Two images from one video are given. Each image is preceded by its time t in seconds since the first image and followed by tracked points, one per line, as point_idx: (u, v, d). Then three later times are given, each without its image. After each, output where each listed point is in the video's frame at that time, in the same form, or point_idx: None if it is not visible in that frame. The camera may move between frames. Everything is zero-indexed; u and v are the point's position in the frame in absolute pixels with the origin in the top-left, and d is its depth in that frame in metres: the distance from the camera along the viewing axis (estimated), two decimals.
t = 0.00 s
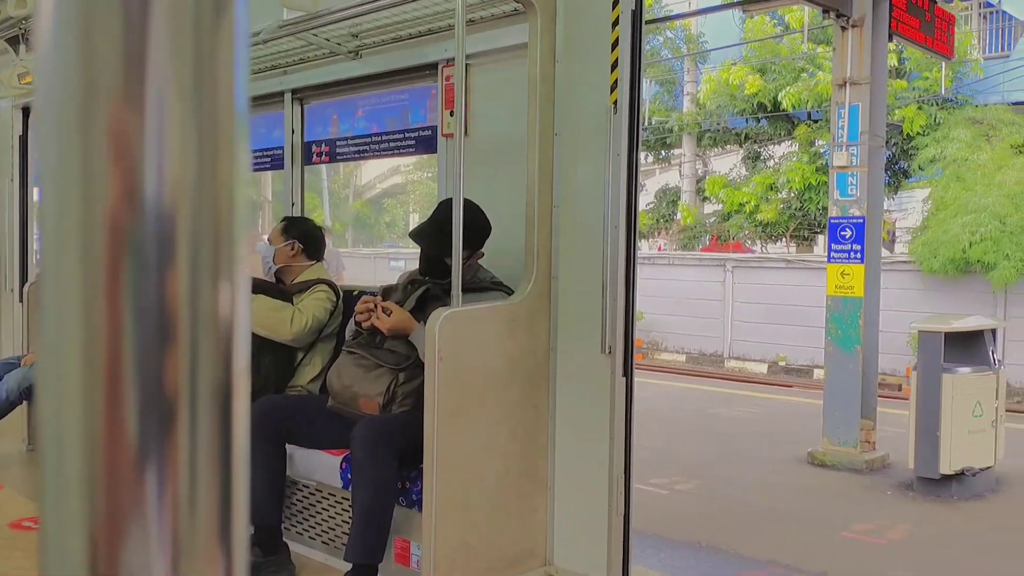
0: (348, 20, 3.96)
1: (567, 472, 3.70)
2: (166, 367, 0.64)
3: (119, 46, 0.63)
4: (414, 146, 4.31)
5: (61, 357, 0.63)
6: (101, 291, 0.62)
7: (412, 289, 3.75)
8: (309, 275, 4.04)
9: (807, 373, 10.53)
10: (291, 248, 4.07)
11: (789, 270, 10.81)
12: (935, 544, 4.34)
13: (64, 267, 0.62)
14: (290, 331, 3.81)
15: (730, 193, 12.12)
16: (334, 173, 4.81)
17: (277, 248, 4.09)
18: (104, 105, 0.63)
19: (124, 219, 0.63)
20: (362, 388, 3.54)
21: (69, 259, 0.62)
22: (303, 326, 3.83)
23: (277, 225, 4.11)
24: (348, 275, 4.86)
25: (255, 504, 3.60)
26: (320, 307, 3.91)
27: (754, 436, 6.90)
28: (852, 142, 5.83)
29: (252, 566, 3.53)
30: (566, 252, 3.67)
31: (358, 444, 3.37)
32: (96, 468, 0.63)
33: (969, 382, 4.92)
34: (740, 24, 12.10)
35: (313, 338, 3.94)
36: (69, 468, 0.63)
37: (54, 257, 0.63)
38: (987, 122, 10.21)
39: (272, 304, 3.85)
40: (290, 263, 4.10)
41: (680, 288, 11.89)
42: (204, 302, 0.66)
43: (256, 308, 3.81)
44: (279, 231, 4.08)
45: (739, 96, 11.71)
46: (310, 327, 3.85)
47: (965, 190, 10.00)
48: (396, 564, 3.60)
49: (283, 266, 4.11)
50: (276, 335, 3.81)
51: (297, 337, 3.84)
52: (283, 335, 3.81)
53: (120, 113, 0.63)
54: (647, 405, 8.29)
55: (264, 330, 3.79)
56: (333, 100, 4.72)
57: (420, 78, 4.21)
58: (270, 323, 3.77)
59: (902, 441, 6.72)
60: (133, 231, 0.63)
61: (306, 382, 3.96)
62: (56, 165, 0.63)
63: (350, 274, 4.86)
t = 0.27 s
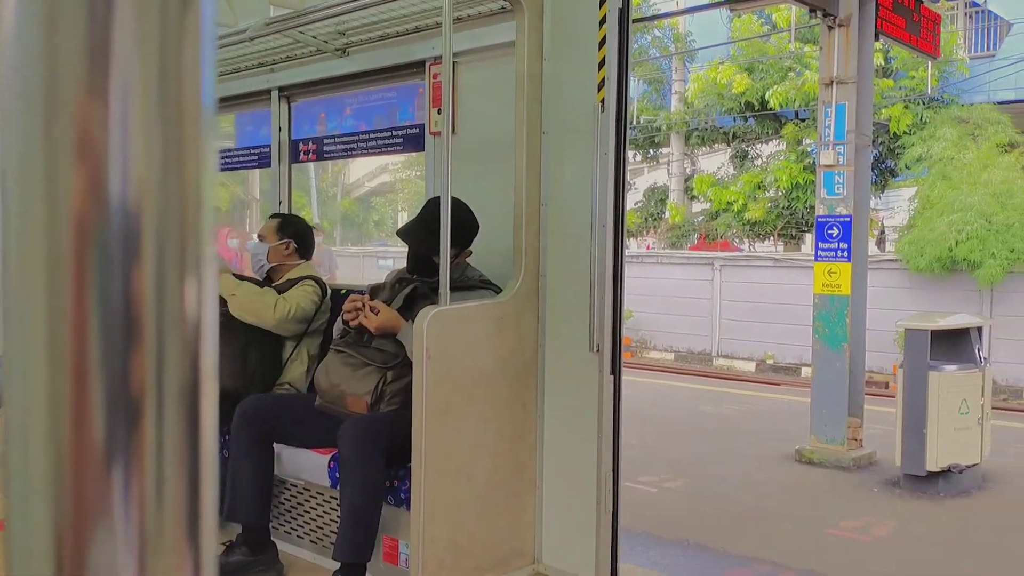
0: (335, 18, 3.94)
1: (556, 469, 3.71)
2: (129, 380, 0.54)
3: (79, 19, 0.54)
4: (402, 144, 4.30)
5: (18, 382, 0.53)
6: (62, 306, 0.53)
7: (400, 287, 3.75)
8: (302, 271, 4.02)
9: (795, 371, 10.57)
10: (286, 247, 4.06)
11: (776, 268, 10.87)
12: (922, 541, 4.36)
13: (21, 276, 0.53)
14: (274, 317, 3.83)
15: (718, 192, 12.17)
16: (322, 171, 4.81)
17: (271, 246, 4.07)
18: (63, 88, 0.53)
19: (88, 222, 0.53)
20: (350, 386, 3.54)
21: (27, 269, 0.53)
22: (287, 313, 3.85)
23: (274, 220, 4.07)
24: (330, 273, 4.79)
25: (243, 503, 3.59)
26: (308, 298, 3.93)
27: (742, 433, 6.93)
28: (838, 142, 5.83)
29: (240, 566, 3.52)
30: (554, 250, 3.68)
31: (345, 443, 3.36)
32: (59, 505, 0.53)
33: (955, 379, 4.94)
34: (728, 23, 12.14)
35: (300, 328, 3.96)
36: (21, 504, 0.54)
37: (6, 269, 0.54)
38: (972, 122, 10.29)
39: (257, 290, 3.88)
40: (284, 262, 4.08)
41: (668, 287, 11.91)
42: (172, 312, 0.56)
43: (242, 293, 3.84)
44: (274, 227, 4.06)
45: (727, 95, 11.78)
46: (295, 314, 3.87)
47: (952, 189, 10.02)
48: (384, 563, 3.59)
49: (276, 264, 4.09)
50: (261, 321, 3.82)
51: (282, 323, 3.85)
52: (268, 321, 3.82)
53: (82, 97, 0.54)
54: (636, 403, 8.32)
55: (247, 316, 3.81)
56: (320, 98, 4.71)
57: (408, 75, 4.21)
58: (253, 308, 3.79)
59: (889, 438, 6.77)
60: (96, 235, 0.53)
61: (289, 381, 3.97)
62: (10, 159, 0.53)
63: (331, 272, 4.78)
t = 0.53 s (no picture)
0: (320, 15, 3.93)
1: (542, 467, 3.71)
2: (92, 388, 0.49)
3: None
4: (388, 141, 4.30)
5: None
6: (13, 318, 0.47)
7: (388, 284, 3.75)
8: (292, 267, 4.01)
9: (781, 368, 10.61)
10: (279, 246, 4.05)
11: (762, 265, 10.90)
12: (906, 537, 4.39)
13: None
14: (250, 297, 3.78)
15: (705, 189, 12.23)
16: (309, 168, 4.81)
17: (262, 244, 4.05)
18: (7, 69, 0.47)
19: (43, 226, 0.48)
20: (336, 384, 3.50)
21: None
22: (262, 295, 3.80)
23: (267, 217, 4.08)
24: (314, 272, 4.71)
25: (229, 501, 3.58)
26: (288, 289, 3.89)
27: (729, 430, 6.96)
28: (824, 139, 5.88)
29: (226, 564, 3.51)
30: (540, 248, 3.68)
31: (331, 441, 3.36)
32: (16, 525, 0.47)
33: (939, 376, 4.99)
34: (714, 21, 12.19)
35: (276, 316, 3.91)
36: None
37: None
38: (957, 120, 10.34)
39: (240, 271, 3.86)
40: (275, 261, 4.05)
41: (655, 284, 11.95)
42: (135, 321, 0.51)
43: (225, 270, 3.82)
44: (266, 224, 4.06)
45: (714, 93, 11.82)
46: (272, 301, 3.82)
47: (937, 186, 10.07)
48: (370, 561, 3.59)
49: (267, 263, 4.05)
50: (235, 298, 3.77)
51: (256, 307, 3.80)
52: (242, 300, 3.77)
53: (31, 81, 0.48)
54: (623, 399, 8.34)
55: (224, 294, 3.77)
56: (307, 95, 4.71)
57: (393, 72, 4.20)
58: (231, 284, 3.76)
59: (874, 434, 6.81)
60: (57, 232, 0.48)
61: (271, 377, 3.97)
62: None
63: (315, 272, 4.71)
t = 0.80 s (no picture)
0: (304, 12, 3.91)
1: (526, 465, 3.71)
2: (48, 373, 0.55)
3: None
4: (372, 139, 4.28)
5: None
6: None
7: (373, 283, 3.74)
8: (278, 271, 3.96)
9: (765, 366, 10.65)
10: (268, 246, 4.03)
11: (746, 264, 10.81)
12: (888, 534, 4.41)
13: None
14: (212, 291, 3.82)
15: (689, 187, 12.15)
16: (294, 166, 4.78)
17: (253, 243, 4.01)
18: None
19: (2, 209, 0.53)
20: (320, 384, 3.50)
21: None
22: (229, 286, 3.81)
23: (258, 216, 4.05)
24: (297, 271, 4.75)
25: (211, 501, 3.56)
26: (259, 281, 3.86)
27: (712, 428, 6.98)
28: (808, 138, 5.89)
29: (208, 564, 3.50)
30: (525, 246, 3.68)
31: (316, 441, 3.35)
32: None
33: (921, 372, 5.02)
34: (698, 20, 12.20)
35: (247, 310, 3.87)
36: None
37: None
38: (940, 119, 10.43)
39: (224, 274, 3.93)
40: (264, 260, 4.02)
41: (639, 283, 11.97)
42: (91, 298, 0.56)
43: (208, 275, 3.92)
44: (257, 223, 4.04)
45: (698, 92, 11.82)
46: (236, 292, 3.81)
47: (919, 184, 10.14)
48: (353, 560, 3.58)
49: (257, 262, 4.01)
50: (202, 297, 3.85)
51: (221, 299, 3.80)
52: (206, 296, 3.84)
53: None
54: (607, 398, 8.35)
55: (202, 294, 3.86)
56: (291, 93, 4.68)
57: (378, 70, 4.18)
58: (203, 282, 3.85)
59: (857, 431, 6.84)
60: (17, 236, 0.53)
61: (250, 374, 3.95)
62: None
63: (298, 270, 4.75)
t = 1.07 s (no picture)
0: (286, 13, 3.90)
1: (507, 467, 3.71)
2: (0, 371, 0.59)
3: None
4: (354, 140, 4.28)
5: None
6: None
7: (353, 284, 3.72)
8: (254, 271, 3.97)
9: (746, 368, 10.69)
10: (246, 247, 4.04)
11: (727, 266, 10.93)
12: (866, 534, 4.45)
13: None
14: (183, 296, 3.79)
15: (671, 190, 12.28)
16: (275, 167, 4.76)
17: (231, 244, 4.00)
18: None
19: None
20: (299, 386, 3.50)
21: None
22: (200, 288, 3.79)
23: (236, 218, 4.02)
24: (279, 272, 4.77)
25: (190, 503, 3.53)
26: (230, 281, 3.85)
27: (694, 429, 7.00)
28: (788, 141, 5.93)
29: (187, 567, 3.48)
30: (506, 248, 3.68)
31: (296, 442, 3.33)
32: None
33: (900, 375, 5.04)
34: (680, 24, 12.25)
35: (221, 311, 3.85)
36: None
37: None
38: (920, 123, 10.54)
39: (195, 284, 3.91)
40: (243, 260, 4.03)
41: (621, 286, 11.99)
42: (42, 300, 0.59)
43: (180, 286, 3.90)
44: (234, 224, 4.01)
45: (680, 95, 11.98)
46: (207, 292, 3.78)
47: (898, 189, 10.30)
48: (334, 563, 3.57)
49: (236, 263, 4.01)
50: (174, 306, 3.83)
51: (192, 302, 3.77)
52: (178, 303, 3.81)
53: None
54: (589, 400, 8.36)
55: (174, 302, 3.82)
56: (271, 94, 4.66)
57: (360, 71, 4.18)
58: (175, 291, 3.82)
59: (837, 433, 6.89)
60: None
61: (228, 374, 3.92)
62: None
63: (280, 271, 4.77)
